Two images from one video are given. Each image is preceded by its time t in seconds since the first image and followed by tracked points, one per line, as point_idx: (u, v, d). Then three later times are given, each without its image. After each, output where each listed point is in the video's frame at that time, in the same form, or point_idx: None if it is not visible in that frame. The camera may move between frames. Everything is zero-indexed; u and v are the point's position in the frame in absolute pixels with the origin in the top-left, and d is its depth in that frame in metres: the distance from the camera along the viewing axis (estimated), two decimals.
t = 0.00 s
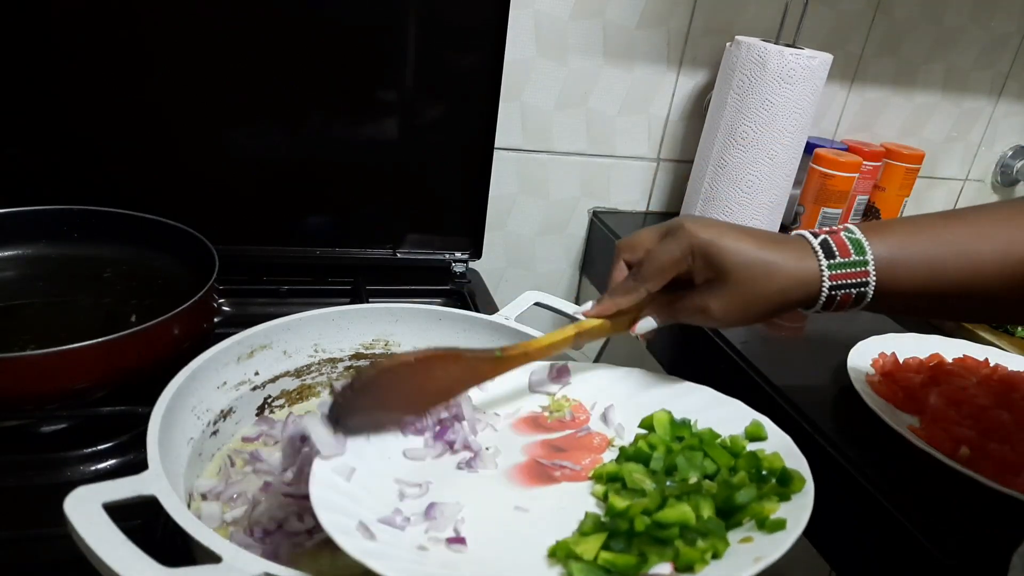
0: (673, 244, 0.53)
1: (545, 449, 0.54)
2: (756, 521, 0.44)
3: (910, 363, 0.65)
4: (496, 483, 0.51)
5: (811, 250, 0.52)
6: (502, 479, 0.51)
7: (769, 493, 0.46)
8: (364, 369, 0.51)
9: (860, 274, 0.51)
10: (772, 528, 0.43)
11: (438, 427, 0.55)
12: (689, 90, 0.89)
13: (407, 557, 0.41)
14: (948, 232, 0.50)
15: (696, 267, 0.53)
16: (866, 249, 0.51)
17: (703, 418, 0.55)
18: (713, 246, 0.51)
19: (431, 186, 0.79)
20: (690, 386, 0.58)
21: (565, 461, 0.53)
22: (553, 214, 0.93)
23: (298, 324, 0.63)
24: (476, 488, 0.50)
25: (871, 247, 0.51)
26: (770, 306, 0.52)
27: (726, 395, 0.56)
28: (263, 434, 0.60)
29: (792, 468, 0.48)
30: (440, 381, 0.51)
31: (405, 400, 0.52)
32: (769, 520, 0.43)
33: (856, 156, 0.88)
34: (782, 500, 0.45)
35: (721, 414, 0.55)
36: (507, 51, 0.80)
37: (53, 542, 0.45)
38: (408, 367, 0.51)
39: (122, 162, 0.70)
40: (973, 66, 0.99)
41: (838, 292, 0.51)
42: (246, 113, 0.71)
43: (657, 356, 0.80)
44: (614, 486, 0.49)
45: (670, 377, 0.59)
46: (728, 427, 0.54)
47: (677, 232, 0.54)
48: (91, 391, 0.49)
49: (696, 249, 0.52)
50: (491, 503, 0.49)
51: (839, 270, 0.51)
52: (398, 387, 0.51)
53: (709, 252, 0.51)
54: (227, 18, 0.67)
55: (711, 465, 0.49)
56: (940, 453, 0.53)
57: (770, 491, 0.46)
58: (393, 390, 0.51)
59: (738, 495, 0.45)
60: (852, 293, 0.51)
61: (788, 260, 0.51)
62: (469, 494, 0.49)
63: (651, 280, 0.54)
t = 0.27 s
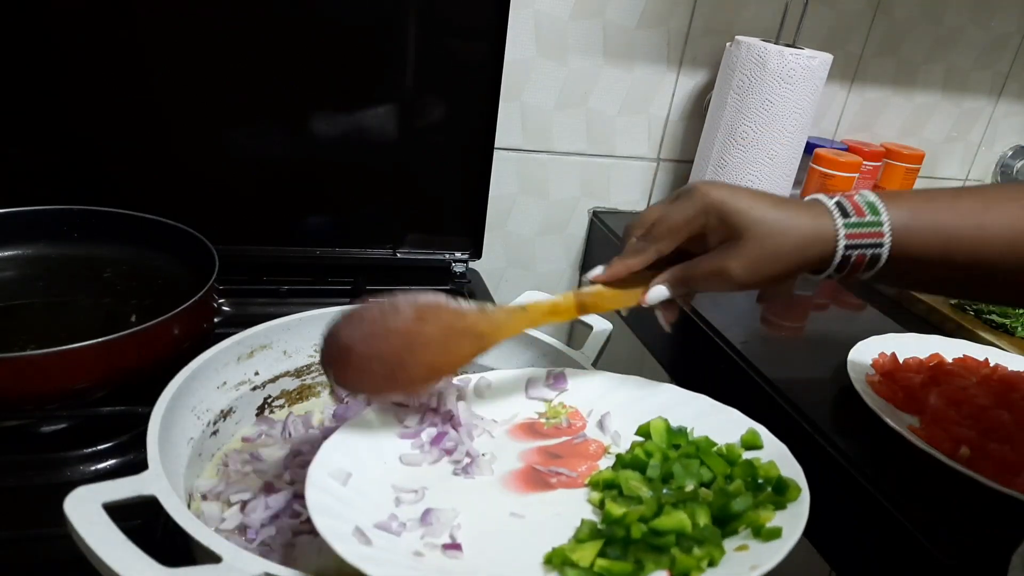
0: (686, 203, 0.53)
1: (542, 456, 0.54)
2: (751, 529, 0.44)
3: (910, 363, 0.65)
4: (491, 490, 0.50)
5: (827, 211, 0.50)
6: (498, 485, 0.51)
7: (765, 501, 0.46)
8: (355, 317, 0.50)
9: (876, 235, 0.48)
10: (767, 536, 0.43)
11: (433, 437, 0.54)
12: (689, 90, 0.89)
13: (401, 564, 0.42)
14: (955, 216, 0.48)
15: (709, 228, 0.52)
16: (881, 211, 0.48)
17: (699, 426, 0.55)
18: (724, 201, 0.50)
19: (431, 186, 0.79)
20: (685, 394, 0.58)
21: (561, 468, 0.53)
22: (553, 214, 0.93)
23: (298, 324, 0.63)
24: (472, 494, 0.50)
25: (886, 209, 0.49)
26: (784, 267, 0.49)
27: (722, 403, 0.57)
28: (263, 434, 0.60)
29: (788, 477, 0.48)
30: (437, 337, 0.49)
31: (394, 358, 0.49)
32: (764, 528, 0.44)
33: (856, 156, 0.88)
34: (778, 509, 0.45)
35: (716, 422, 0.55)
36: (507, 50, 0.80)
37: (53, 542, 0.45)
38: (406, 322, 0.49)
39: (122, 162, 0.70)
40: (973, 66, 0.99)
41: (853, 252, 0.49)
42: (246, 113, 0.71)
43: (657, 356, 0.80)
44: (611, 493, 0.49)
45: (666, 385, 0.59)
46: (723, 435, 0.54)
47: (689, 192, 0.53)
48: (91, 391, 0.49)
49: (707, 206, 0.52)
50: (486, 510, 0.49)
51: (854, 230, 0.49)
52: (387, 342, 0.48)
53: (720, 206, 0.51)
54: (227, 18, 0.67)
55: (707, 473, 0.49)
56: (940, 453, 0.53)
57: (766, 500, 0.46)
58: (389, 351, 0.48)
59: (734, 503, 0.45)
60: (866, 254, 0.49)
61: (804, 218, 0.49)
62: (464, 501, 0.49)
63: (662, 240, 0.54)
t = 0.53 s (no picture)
0: (736, 205, 0.48)
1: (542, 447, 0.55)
2: (751, 523, 0.43)
3: (909, 363, 0.65)
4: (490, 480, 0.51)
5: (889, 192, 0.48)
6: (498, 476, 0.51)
7: (765, 496, 0.45)
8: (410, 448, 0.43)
9: (940, 217, 0.48)
10: (767, 530, 0.42)
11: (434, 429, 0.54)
12: (689, 90, 0.89)
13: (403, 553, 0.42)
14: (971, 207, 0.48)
15: (768, 228, 0.48)
16: (944, 193, 0.48)
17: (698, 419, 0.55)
18: (788, 195, 0.46)
19: (430, 186, 0.79)
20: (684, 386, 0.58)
21: (561, 460, 0.53)
22: (553, 214, 0.93)
23: (298, 323, 0.63)
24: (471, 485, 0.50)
25: (945, 192, 0.48)
26: (858, 256, 0.46)
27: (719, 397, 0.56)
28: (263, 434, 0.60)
29: (788, 471, 0.47)
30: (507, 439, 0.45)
31: (470, 478, 0.43)
32: (764, 521, 0.43)
33: (856, 156, 0.88)
34: (778, 503, 0.45)
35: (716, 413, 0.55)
36: (507, 50, 0.80)
37: (53, 542, 0.45)
38: (468, 448, 0.43)
39: (122, 162, 0.70)
40: (972, 66, 0.99)
41: (918, 235, 0.47)
42: (246, 113, 0.71)
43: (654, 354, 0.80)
44: (612, 486, 0.49)
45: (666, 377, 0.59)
46: (723, 429, 0.54)
47: (733, 193, 0.48)
48: (91, 391, 0.49)
49: (767, 203, 0.47)
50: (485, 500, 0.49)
51: (922, 212, 0.47)
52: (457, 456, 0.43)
53: (781, 201, 0.46)
54: (227, 18, 0.67)
55: (706, 467, 0.49)
56: (939, 453, 0.53)
57: (766, 494, 0.45)
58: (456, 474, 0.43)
59: (734, 497, 0.44)
60: (930, 237, 0.48)
61: (868, 201, 0.47)
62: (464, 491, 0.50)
63: (724, 252, 0.48)
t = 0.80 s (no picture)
0: (732, 227, 0.47)
1: (546, 447, 0.54)
2: (755, 521, 0.44)
3: (909, 363, 0.65)
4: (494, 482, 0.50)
5: (880, 219, 0.47)
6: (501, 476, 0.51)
7: (769, 492, 0.46)
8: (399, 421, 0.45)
9: (930, 249, 0.47)
10: (772, 528, 0.43)
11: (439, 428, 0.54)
12: (689, 90, 0.89)
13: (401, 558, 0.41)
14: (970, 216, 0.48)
15: (761, 249, 0.47)
16: (937, 222, 0.47)
17: (704, 413, 0.55)
18: (780, 224, 0.46)
19: (430, 186, 0.79)
20: (687, 382, 0.58)
21: (564, 458, 0.53)
22: (553, 214, 0.93)
23: (298, 324, 0.63)
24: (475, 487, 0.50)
25: (940, 219, 0.47)
26: (842, 286, 0.47)
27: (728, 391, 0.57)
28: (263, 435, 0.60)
29: (792, 467, 0.47)
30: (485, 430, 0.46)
31: (448, 460, 0.45)
32: (769, 520, 0.43)
33: (856, 156, 0.88)
34: (783, 499, 0.45)
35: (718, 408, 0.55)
36: (507, 51, 0.80)
37: (53, 541, 0.45)
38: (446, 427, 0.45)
39: (122, 162, 0.70)
40: (972, 66, 0.99)
41: (906, 267, 0.47)
42: (246, 113, 0.71)
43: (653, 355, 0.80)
44: (614, 486, 0.49)
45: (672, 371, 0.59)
46: (726, 423, 0.54)
47: (732, 210, 0.47)
48: (91, 391, 0.49)
49: (759, 228, 0.46)
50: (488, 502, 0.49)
51: (911, 243, 0.46)
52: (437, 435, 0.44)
53: (778, 229, 0.46)
54: (227, 18, 0.67)
55: (710, 464, 0.49)
56: (939, 453, 0.53)
57: (770, 490, 0.46)
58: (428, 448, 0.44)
59: (738, 495, 0.45)
60: (918, 268, 0.47)
61: (859, 232, 0.46)
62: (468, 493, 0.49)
63: (715, 270, 0.48)
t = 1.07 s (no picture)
0: (703, 221, 0.49)
1: (545, 463, 0.54)
2: (757, 537, 0.44)
3: (909, 363, 0.65)
4: (496, 501, 0.51)
5: (845, 232, 0.48)
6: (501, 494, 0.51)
7: (771, 508, 0.45)
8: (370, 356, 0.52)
9: (892, 263, 0.47)
10: (774, 544, 0.43)
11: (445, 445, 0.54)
12: (689, 90, 0.89)
13: None
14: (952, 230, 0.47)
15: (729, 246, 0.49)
16: (898, 236, 0.47)
17: (703, 430, 0.55)
18: (745, 226, 0.47)
19: (430, 186, 0.79)
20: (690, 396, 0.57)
21: (564, 474, 0.53)
22: (553, 215, 0.93)
23: (298, 324, 0.63)
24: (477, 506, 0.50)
25: (903, 233, 0.47)
26: (798, 293, 0.48)
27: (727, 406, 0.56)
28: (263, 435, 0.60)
29: (793, 482, 0.47)
30: (455, 375, 0.52)
31: (416, 398, 0.52)
32: (770, 535, 0.43)
33: (856, 156, 0.88)
34: (784, 515, 0.45)
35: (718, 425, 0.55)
36: (507, 50, 0.80)
37: (52, 541, 0.45)
38: (413, 365, 0.52)
39: (122, 162, 0.70)
40: (973, 66, 0.99)
41: (867, 279, 0.48)
42: (246, 113, 0.71)
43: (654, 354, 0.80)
44: (615, 502, 0.48)
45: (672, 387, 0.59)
46: (727, 438, 0.53)
47: (709, 206, 0.49)
48: (91, 391, 0.49)
49: (727, 227, 0.48)
50: (490, 521, 0.49)
51: (871, 257, 0.47)
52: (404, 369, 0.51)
53: (743, 230, 0.47)
54: (227, 18, 0.67)
55: (711, 479, 0.49)
56: (939, 453, 0.53)
57: (771, 505, 0.45)
58: (400, 381, 0.52)
59: (740, 510, 0.45)
60: (880, 280, 0.47)
61: (824, 244, 0.47)
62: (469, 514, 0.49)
63: (681, 257, 0.50)
